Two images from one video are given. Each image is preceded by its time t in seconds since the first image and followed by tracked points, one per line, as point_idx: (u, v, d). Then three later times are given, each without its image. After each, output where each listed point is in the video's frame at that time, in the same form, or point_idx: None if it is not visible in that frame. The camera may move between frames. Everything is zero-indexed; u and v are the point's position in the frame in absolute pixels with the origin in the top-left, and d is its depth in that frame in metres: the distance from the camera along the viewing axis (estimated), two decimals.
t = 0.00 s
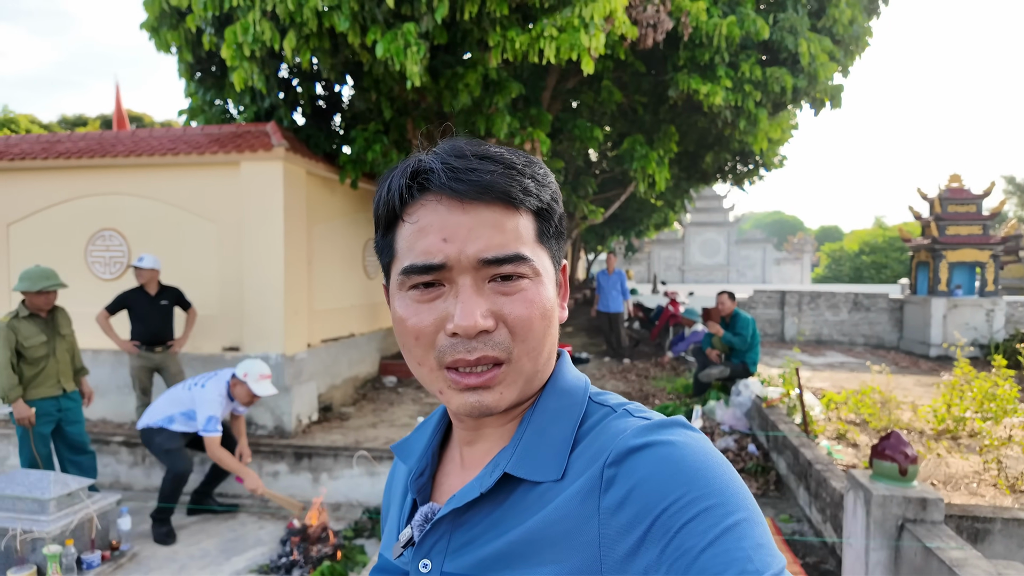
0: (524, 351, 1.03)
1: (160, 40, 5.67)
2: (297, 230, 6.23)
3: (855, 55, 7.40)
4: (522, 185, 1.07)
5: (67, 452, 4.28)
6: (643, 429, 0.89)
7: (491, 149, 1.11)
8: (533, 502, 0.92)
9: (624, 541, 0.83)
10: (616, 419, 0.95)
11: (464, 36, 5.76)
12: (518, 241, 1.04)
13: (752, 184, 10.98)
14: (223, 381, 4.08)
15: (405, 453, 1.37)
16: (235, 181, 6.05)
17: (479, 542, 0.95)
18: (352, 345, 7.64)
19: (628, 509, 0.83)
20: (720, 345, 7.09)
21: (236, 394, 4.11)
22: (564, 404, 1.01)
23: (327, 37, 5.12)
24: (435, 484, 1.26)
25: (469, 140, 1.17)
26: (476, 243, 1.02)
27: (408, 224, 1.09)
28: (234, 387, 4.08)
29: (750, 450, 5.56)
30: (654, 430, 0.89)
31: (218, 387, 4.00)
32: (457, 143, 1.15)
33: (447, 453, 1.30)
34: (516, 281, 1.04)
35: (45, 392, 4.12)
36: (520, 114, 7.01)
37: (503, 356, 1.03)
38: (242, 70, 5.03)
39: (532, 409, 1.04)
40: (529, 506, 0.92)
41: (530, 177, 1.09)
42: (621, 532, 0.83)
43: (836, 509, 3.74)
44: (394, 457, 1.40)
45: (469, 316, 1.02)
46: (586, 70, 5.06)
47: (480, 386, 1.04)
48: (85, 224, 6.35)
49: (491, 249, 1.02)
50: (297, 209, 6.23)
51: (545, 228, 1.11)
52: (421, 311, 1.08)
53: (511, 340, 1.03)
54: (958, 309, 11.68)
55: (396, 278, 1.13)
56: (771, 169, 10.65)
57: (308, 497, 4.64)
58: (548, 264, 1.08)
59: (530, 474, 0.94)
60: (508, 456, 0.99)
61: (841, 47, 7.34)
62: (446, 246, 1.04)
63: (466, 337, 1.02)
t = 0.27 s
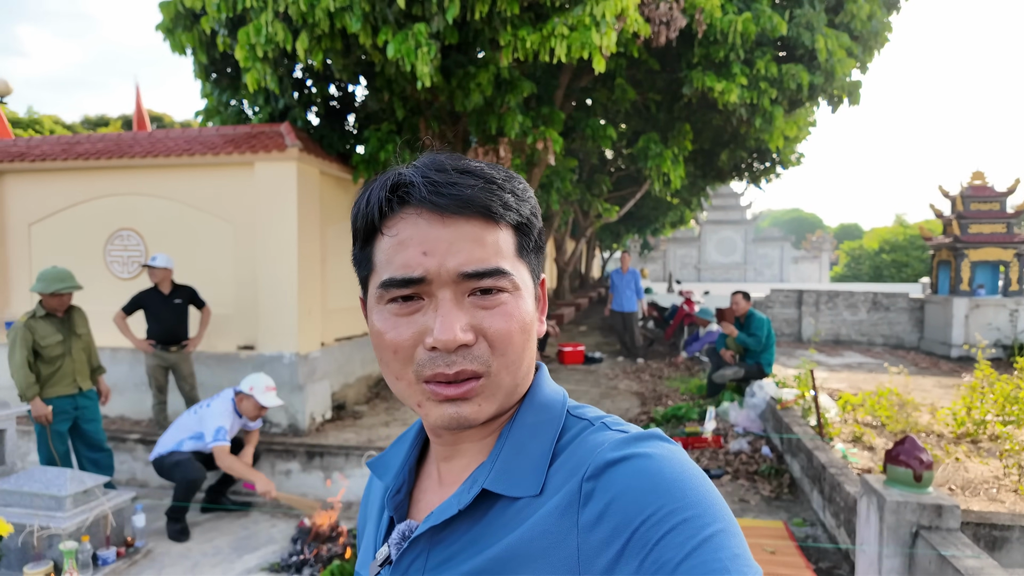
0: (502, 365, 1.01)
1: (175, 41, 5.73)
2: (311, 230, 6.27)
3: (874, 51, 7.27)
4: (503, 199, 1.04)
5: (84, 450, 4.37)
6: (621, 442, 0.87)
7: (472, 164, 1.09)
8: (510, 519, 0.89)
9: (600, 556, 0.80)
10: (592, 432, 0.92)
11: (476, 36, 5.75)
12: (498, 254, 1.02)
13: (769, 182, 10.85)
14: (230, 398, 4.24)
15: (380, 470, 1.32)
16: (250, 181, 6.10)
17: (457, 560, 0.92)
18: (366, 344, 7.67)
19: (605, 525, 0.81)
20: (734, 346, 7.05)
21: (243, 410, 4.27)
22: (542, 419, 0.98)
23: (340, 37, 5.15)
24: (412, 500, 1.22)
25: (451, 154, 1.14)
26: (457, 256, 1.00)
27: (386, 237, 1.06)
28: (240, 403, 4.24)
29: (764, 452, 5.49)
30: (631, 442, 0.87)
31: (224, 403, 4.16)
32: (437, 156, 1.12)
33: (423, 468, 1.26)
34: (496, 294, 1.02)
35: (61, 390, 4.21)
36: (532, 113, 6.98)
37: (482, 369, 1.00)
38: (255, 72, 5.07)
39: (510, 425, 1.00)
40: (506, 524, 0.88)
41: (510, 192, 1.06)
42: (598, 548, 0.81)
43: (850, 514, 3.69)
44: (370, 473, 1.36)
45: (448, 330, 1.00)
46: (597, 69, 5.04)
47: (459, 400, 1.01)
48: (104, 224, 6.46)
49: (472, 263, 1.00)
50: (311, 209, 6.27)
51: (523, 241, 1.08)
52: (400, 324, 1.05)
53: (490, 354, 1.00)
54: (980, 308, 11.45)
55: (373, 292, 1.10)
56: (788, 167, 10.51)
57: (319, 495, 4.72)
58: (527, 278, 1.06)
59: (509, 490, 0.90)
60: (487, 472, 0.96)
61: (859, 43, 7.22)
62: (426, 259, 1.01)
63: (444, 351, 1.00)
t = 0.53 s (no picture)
0: (490, 374, 1.00)
1: (197, 44, 5.83)
2: (330, 229, 6.32)
3: (900, 46, 7.11)
4: (491, 208, 1.04)
5: (108, 445, 4.50)
6: (607, 450, 0.86)
7: (461, 173, 1.08)
8: (497, 530, 0.87)
9: (587, 565, 0.80)
10: (578, 441, 0.91)
11: (494, 35, 5.75)
12: (486, 263, 1.01)
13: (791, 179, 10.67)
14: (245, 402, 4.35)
15: (366, 483, 1.29)
16: (270, 181, 6.17)
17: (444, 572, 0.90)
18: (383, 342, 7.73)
19: (593, 533, 0.80)
20: (755, 347, 6.96)
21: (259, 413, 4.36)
22: (529, 429, 0.96)
23: (357, 38, 5.18)
24: (399, 513, 1.19)
25: (439, 163, 1.14)
26: (445, 264, 0.99)
27: (373, 244, 1.05)
28: (255, 406, 4.33)
29: (784, 455, 5.41)
30: (618, 450, 0.86)
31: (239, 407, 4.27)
32: (425, 165, 1.12)
33: (410, 479, 1.23)
34: (484, 302, 1.01)
35: (85, 387, 4.32)
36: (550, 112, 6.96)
37: (470, 378, 0.99)
38: (274, 73, 5.13)
39: (496, 435, 0.99)
40: (493, 535, 0.87)
41: (498, 202, 1.06)
42: (585, 557, 0.80)
43: (870, 519, 3.63)
44: (355, 485, 1.32)
45: (435, 338, 0.98)
46: (614, 67, 5.01)
47: (446, 408, 1.00)
48: (129, 224, 6.60)
49: (460, 271, 0.99)
50: (330, 208, 6.32)
51: (511, 251, 1.08)
52: (386, 332, 1.03)
53: (477, 363, 0.99)
54: (1011, 309, 11.14)
55: (359, 300, 1.08)
56: (811, 164, 10.33)
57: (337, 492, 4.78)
58: (515, 287, 1.05)
59: (496, 501, 0.89)
60: (474, 483, 0.94)
61: (884, 37, 7.06)
62: (414, 267, 1.00)
63: (432, 360, 0.99)
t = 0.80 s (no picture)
0: (486, 380, 0.99)
1: (215, 45, 5.91)
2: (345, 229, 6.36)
3: (921, 41, 6.97)
4: (488, 214, 1.04)
5: (127, 442, 4.60)
6: (603, 458, 0.86)
7: (459, 179, 1.08)
8: (493, 538, 0.87)
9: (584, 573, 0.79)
10: (574, 449, 0.91)
11: (507, 35, 5.74)
12: (482, 268, 1.01)
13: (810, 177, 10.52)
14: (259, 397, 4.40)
15: (361, 491, 1.28)
16: (287, 181, 6.22)
17: None
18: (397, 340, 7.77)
19: (589, 541, 0.80)
20: (771, 347, 6.88)
21: (272, 407, 4.38)
22: (523, 437, 0.96)
23: (372, 38, 5.21)
24: (394, 522, 1.18)
25: (437, 168, 1.14)
26: (442, 269, 0.99)
27: (370, 249, 1.05)
28: (269, 400, 4.36)
29: (800, 457, 5.35)
30: (614, 457, 0.85)
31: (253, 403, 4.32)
32: (423, 171, 1.12)
33: (405, 486, 1.23)
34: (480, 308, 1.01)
35: (104, 385, 4.40)
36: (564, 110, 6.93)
37: (465, 384, 0.99)
38: (290, 74, 5.17)
39: (491, 443, 0.98)
40: (489, 543, 0.87)
41: (495, 208, 1.06)
42: (581, 565, 0.80)
43: (886, 523, 3.59)
44: (350, 494, 1.32)
45: (431, 343, 0.98)
46: (628, 66, 4.98)
47: (441, 414, 0.99)
48: (149, 223, 6.70)
49: (456, 276, 0.99)
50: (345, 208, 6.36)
51: (508, 257, 1.08)
52: (382, 337, 1.03)
53: (473, 368, 0.99)
54: None
55: (355, 305, 1.08)
56: (830, 161, 10.17)
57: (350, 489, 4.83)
58: (511, 292, 1.05)
59: (491, 510, 0.89)
60: (469, 491, 0.93)
61: (905, 32, 6.92)
62: (411, 272, 1.00)
63: (427, 365, 0.98)
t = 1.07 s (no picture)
0: (489, 390, 1.00)
1: (229, 46, 5.96)
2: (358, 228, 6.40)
3: (939, 36, 6.86)
4: (492, 223, 1.04)
5: (143, 438, 4.67)
6: (606, 469, 0.86)
7: (463, 188, 1.09)
8: (496, 551, 0.87)
9: None
10: (577, 459, 0.91)
11: (519, 34, 5.74)
12: (486, 277, 1.02)
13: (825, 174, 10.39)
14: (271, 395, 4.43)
15: (362, 503, 1.28)
16: (300, 181, 6.27)
17: None
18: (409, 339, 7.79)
19: (592, 553, 0.80)
20: (785, 347, 6.82)
21: (285, 404, 4.42)
22: (525, 448, 0.96)
23: (384, 38, 5.22)
24: (396, 534, 1.18)
25: (441, 178, 1.14)
26: (445, 278, 0.99)
27: (374, 257, 1.05)
28: (281, 397, 4.39)
29: (813, 458, 5.30)
30: (617, 468, 0.85)
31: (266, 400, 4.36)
32: (427, 180, 1.12)
33: (406, 498, 1.23)
34: (483, 317, 1.01)
35: (121, 382, 4.47)
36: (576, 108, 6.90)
37: (469, 393, 0.99)
38: (303, 74, 5.20)
39: (494, 454, 0.98)
40: (492, 556, 0.87)
41: (499, 217, 1.07)
42: None
43: (901, 527, 3.54)
44: (350, 505, 1.31)
45: (434, 352, 0.98)
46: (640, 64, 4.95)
47: (444, 424, 0.99)
48: (165, 222, 6.79)
49: (460, 285, 0.99)
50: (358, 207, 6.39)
51: (512, 266, 1.08)
52: (384, 346, 1.03)
53: (476, 378, 0.99)
54: None
55: (358, 314, 1.08)
56: (846, 159, 10.04)
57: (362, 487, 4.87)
58: (514, 302, 1.05)
59: (493, 522, 0.89)
60: (471, 503, 0.94)
61: (923, 27, 6.82)
62: (414, 280, 1.00)
63: (431, 374, 0.99)
